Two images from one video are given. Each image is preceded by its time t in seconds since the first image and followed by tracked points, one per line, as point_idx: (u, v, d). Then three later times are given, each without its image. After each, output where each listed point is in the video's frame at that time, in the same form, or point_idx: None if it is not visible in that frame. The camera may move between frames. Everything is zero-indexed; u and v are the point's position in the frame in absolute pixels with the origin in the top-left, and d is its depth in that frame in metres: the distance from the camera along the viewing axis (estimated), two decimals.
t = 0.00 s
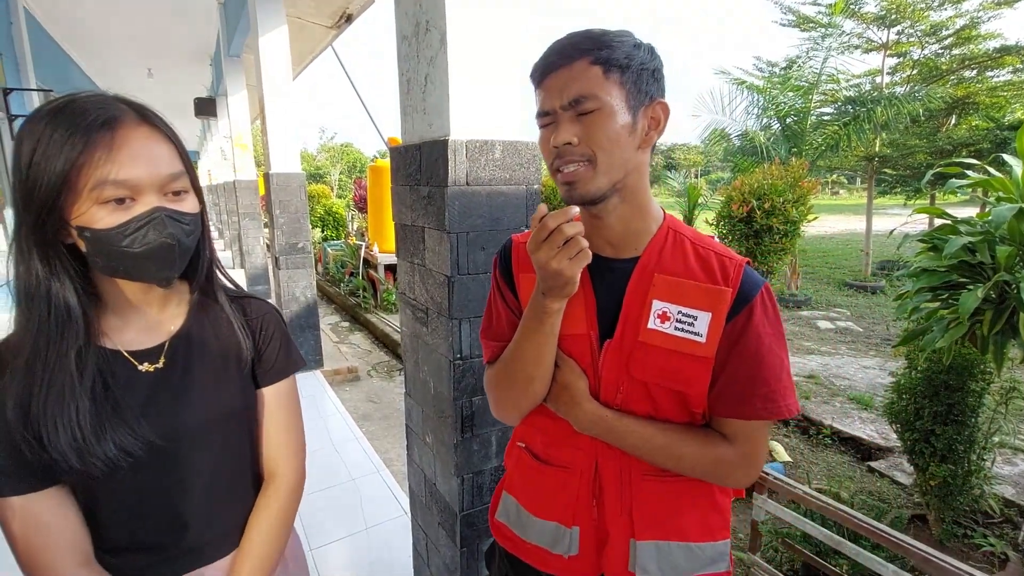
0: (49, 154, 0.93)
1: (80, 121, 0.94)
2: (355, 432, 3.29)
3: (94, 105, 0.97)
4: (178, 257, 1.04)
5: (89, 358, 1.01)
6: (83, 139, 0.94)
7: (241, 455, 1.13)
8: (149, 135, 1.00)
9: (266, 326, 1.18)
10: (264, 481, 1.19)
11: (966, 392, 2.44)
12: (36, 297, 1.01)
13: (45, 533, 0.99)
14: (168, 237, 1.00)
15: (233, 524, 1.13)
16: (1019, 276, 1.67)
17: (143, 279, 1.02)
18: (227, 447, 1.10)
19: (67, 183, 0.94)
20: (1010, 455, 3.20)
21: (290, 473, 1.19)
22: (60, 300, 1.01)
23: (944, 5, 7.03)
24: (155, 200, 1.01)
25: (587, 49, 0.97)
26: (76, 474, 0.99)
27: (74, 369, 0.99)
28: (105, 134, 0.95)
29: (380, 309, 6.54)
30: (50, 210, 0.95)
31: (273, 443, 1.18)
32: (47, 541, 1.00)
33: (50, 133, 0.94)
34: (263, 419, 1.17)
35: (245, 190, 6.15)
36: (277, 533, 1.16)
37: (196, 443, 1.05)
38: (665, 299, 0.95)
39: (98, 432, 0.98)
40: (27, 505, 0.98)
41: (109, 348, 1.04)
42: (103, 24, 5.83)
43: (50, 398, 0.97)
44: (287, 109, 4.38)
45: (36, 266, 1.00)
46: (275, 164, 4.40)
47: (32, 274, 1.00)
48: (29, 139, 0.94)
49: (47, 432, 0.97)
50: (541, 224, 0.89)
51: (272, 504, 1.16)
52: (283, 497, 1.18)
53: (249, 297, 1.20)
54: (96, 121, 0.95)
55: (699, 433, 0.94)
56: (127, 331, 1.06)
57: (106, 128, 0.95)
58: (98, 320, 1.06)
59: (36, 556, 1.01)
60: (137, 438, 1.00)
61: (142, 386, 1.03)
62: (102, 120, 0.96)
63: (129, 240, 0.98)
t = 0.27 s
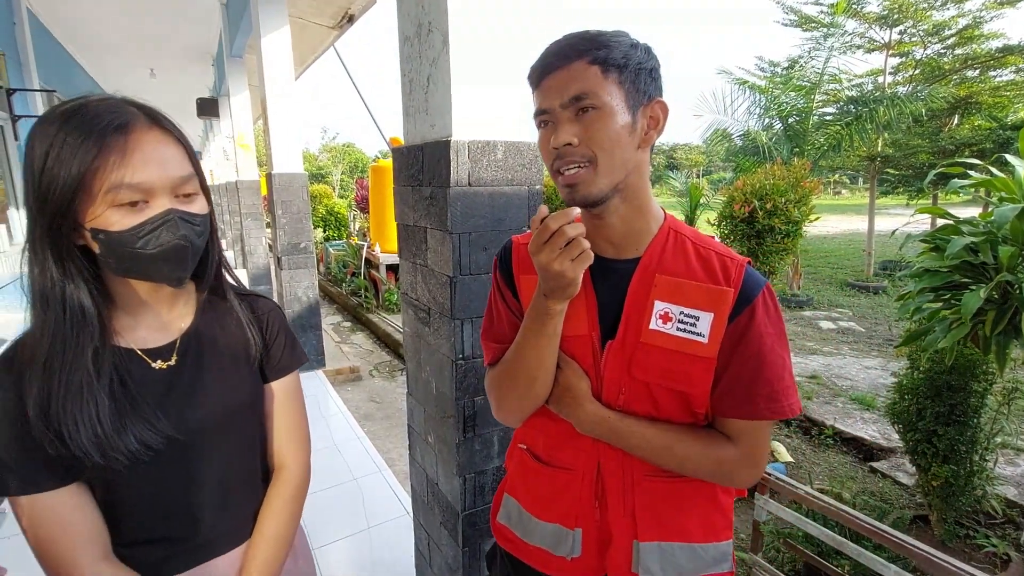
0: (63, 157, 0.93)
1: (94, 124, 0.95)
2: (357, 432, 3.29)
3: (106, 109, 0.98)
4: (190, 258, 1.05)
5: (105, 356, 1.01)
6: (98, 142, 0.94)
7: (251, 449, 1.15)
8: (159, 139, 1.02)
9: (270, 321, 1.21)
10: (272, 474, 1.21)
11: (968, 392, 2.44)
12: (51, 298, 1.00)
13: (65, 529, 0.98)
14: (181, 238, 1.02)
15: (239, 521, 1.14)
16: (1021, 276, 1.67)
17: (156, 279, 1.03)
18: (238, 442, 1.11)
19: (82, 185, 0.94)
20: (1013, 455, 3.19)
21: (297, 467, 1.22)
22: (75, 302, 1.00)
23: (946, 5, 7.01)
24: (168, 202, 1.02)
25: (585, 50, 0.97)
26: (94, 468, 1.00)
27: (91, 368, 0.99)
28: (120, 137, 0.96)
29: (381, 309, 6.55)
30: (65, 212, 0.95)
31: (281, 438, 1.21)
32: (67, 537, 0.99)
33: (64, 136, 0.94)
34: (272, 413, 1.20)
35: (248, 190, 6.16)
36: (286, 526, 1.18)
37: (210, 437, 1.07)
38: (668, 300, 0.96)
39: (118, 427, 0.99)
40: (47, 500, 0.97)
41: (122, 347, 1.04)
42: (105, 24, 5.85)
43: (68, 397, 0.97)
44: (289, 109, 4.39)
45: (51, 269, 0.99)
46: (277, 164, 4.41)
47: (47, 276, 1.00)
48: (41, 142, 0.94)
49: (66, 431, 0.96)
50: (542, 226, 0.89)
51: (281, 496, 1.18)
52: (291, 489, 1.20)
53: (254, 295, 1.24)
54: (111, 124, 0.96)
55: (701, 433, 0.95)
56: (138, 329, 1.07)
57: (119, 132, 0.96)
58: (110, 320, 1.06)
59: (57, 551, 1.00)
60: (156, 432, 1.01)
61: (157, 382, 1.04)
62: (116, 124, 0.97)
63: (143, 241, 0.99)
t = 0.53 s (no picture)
0: (74, 159, 0.94)
1: (104, 126, 0.96)
2: (360, 432, 3.30)
3: (115, 111, 0.98)
4: (199, 258, 1.06)
5: (116, 354, 1.02)
6: (108, 144, 0.95)
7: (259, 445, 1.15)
8: (169, 140, 1.02)
9: (277, 320, 1.21)
10: (280, 469, 1.22)
11: (971, 392, 2.44)
12: (63, 298, 1.01)
13: (77, 521, 0.99)
14: (190, 238, 1.02)
15: (247, 519, 1.14)
16: None
17: (165, 279, 1.04)
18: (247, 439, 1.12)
19: (94, 186, 0.95)
20: (1016, 455, 3.19)
21: (304, 464, 1.22)
22: (86, 302, 1.01)
23: (949, 4, 7.00)
24: (177, 203, 1.03)
25: (594, 49, 0.98)
26: (109, 464, 1.01)
27: (103, 365, 1.00)
28: (129, 138, 0.97)
29: (383, 309, 6.56)
30: (77, 213, 0.96)
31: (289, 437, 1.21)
32: (79, 529, 1.00)
33: (75, 137, 0.95)
34: (280, 409, 1.20)
35: (250, 189, 6.18)
36: (294, 521, 1.19)
37: (219, 432, 1.08)
38: (680, 299, 0.96)
39: (130, 421, 1.00)
40: (59, 493, 0.98)
41: (133, 344, 1.05)
42: (108, 24, 5.87)
43: (80, 394, 0.98)
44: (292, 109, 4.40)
45: (63, 269, 1.00)
46: (280, 164, 4.42)
47: (60, 276, 1.01)
48: (52, 144, 0.95)
49: (79, 427, 0.97)
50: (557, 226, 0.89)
51: (289, 491, 1.19)
52: (299, 485, 1.21)
53: (261, 293, 1.24)
54: (121, 126, 0.97)
55: (711, 433, 0.95)
56: (149, 327, 1.08)
57: (129, 134, 0.97)
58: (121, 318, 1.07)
59: (70, 545, 1.01)
60: (168, 426, 1.03)
61: (168, 379, 1.05)
62: (125, 126, 0.97)
63: (153, 241, 0.99)
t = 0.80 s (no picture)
0: (80, 160, 0.95)
1: (109, 128, 0.97)
2: (362, 432, 3.31)
3: (121, 112, 0.99)
4: (204, 258, 1.06)
5: (121, 352, 1.03)
6: (113, 145, 0.96)
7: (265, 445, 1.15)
8: (174, 140, 1.03)
9: (284, 320, 1.21)
10: (285, 470, 1.21)
11: (975, 393, 2.43)
12: (70, 297, 1.03)
13: (81, 517, 1.00)
14: (194, 238, 1.02)
15: (251, 519, 1.14)
16: None
17: (170, 278, 1.05)
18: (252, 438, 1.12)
19: (99, 187, 0.96)
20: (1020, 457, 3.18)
21: (309, 465, 1.21)
22: (92, 301, 1.03)
23: (953, 4, 6.97)
24: (182, 203, 1.03)
25: (588, 54, 1.02)
26: (113, 462, 1.02)
27: (108, 363, 1.01)
28: (135, 140, 0.98)
29: (386, 309, 6.57)
30: (83, 213, 0.98)
31: (295, 437, 1.21)
32: (84, 525, 1.01)
33: (82, 139, 0.96)
34: (286, 410, 1.19)
35: (253, 190, 6.20)
36: (298, 524, 1.18)
37: (223, 431, 1.08)
38: (693, 290, 0.97)
39: (133, 420, 1.00)
40: (65, 488, 1.00)
41: (138, 342, 1.06)
42: (113, 25, 5.90)
43: (85, 391, 0.99)
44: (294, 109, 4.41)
45: (70, 269, 1.03)
46: (283, 165, 4.43)
47: (67, 275, 1.03)
48: (60, 145, 0.96)
49: (82, 424, 0.98)
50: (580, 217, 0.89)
51: (294, 493, 1.18)
52: (304, 487, 1.20)
53: (268, 293, 1.24)
54: (126, 127, 0.98)
55: (729, 424, 0.95)
56: (155, 326, 1.09)
57: (134, 135, 0.98)
58: (128, 316, 1.08)
59: (77, 540, 1.02)
60: (171, 425, 1.03)
61: (172, 378, 1.05)
62: (131, 127, 0.98)
63: (158, 241, 1.00)
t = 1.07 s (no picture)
0: (85, 158, 0.96)
1: (115, 127, 0.98)
2: (364, 431, 3.31)
3: (128, 112, 1.00)
4: (209, 257, 1.06)
5: (126, 348, 1.04)
6: (118, 144, 0.97)
7: (269, 445, 1.15)
8: (180, 139, 1.03)
9: (292, 321, 1.20)
10: (290, 471, 1.20)
11: (979, 393, 2.42)
12: (78, 294, 1.05)
13: (86, 510, 1.02)
14: (198, 237, 1.02)
15: (254, 518, 1.14)
16: None
17: (175, 277, 1.05)
18: (255, 438, 1.12)
19: (104, 185, 0.97)
20: None
21: (315, 466, 1.21)
22: (99, 298, 1.05)
23: (958, 3, 6.93)
24: (186, 201, 1.03)
25: (594, 52, 1.01)
26: (117, 459, 1.03)
27: (112, 359, 1.03)
28: (139, 138, 0.98)
29: (388, 309, 6.57)
30: (90, 211, 0.99)
31: (300, 438, 1.20)
32: (88, 518, 1.02)
33: (89, 138, 0.97)
34: (290, 411, 1.19)
35: (256, 190, 6.21)
36: (302, 526, 1.16)
37: (227, 430, 1.08)
38: (696, 285, 0.97)
39: (135, 418, 1.01)
40: (72, 480, 1.02)
41: (144, 339, 1.07)
42: (117, 26, 5.92)
43: (90, 387, 1.00)
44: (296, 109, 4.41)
45: (77, 265, 1.04)
46: (286, 165, 4.44)
47: (74, 272, 1.04)
48: (68, 145, 0.98)
49: (86, 419, 1.00)
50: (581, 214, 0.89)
51: (297, 494, 1.17)
52: (309, 488, 1.19)
53: (275, 293, 1.24)
54: (131, 126, 0.98)
55: (735, 419, 0.95)
56: (162, 324, 1.10)
57: (139, 133, 0.99)
58: (136, 314, 1.10)
59: (81, 534, 1.04)
60: (173, 424, 1.03)
61: (177, 376, 1.06)
62: (135, 126, 0.99)
63: (162, 240, 1.00)
